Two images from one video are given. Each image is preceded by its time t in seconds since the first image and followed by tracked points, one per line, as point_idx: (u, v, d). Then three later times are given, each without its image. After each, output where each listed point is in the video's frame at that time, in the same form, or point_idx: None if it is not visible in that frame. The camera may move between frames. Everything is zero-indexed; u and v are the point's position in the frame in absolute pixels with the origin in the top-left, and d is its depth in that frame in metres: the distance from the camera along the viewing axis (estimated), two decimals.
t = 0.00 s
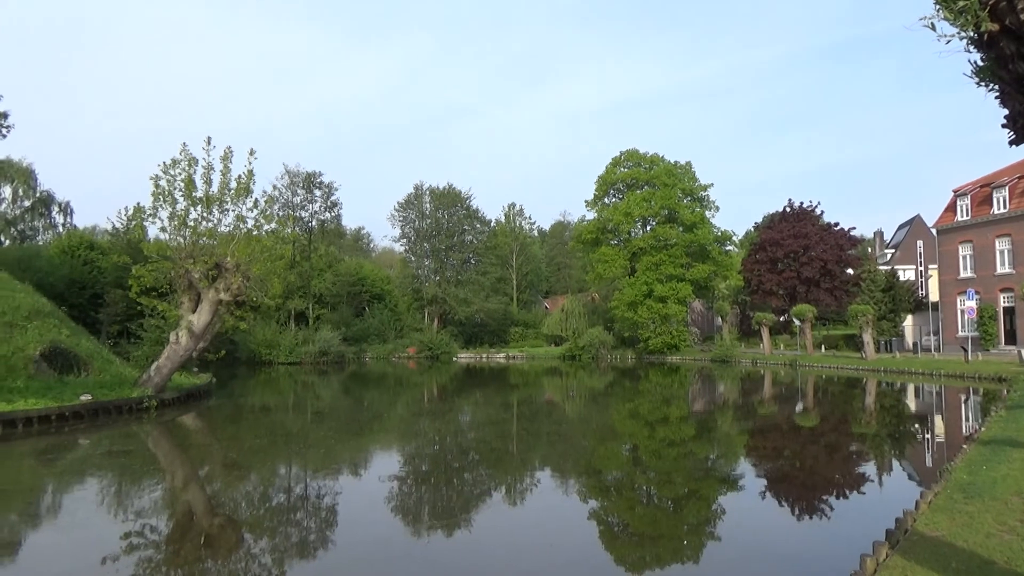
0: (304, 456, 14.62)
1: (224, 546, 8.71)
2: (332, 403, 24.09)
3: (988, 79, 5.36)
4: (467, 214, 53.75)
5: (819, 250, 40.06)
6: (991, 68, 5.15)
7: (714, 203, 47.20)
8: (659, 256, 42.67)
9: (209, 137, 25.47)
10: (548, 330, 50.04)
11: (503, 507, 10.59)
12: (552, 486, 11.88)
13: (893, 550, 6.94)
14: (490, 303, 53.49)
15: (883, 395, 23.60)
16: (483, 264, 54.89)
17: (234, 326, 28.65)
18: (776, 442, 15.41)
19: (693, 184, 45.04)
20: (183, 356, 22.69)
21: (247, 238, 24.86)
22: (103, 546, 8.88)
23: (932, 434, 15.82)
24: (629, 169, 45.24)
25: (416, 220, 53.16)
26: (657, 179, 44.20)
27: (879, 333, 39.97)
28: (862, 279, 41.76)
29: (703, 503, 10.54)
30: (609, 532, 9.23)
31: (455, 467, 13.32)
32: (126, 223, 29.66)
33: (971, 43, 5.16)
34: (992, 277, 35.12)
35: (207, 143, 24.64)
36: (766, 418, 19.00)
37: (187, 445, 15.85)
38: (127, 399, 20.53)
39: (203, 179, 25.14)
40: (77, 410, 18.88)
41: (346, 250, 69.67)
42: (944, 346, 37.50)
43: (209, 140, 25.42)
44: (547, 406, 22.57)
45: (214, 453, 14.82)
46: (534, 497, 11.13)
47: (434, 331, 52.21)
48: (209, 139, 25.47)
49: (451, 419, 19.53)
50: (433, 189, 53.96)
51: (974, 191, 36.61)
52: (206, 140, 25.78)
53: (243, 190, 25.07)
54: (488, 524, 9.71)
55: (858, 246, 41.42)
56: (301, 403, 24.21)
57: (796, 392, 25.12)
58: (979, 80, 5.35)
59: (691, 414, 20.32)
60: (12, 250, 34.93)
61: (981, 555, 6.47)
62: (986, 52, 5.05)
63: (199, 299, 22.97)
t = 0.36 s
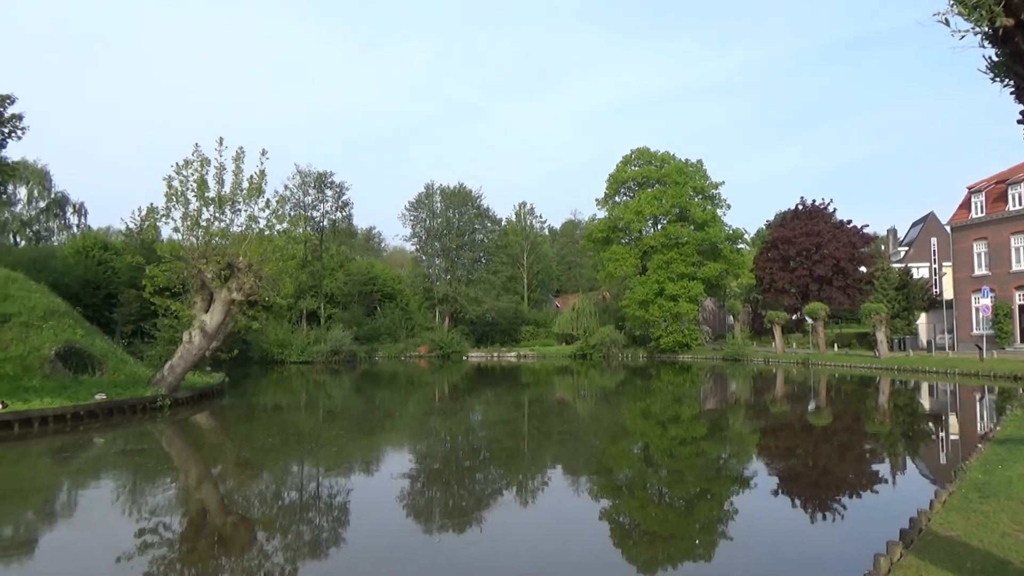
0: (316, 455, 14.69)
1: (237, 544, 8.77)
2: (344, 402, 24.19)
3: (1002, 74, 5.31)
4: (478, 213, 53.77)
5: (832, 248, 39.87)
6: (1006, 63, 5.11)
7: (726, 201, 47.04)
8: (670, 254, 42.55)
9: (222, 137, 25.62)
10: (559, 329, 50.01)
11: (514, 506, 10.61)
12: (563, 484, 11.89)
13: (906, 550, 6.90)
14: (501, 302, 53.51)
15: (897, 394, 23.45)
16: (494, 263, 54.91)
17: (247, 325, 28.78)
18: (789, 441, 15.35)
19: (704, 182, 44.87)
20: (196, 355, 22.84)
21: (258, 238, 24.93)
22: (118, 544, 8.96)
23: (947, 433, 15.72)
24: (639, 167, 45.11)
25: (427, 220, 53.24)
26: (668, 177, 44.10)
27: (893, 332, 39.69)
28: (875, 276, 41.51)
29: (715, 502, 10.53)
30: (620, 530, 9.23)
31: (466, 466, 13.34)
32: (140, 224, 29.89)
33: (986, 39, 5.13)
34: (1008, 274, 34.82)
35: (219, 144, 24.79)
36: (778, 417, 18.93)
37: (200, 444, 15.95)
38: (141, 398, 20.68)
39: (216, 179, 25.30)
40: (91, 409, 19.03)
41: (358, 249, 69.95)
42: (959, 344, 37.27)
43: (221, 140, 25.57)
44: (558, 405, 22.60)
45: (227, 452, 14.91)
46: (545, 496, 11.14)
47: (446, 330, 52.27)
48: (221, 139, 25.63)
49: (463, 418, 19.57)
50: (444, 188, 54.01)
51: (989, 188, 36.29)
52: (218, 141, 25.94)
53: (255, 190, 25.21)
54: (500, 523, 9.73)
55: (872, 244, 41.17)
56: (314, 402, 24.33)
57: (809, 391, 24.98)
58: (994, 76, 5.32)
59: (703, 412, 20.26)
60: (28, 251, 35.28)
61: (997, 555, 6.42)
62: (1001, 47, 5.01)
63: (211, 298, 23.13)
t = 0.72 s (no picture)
0: (327, 453, 14.74)
1: (249, 542, 8.81)
2: (356, 401, 24.27)
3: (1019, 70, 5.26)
4: (488, 211, 53.77)
5: (844, 246, 39.69)
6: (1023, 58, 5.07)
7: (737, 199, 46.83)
8: (681, 252, 42.42)
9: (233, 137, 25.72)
10: (569, 328, 49.96)
11: (525, 505, 10.61)
12: (574, 483, 11.87)
13: (920, 549, 6.86)
14: (512, 300, 53.49)
15: (910, 393, 23.29)
16: (504, 261, 54.89)
17: (259, 324, 28.89)
18: (801, 440, 15.26)
19: (715, 180, 44.66)
20: (209, 354, 22.99)
21: (270, 238, 25.00)
22: (131, 541, 9.02)
23: (961, 433, 15.59)
24: (650, 165, 44.98)
25: (437, 219, 53.24)
26: (678, 175, 43.93)
27: (906, 330, 39.36)
28: (888, 275, 41.27)
29: (726, 501, 10.50)
30: (631, 529, 9.22)
31: (477, 464, 13.35)
32: (152, 224, 30.08)
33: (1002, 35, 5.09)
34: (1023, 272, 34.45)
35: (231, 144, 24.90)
36: (790, 416, 18.84)
37: (212, 442, 16.04)
38: (154, 396, 20.84)
39: (227, 179, 25.41)
40: (105, 408, 19.19)
41: (369, 248, 70.08)
42: (973, 343, 36.95)
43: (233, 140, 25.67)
44: (569, 403, 22.59)
45: (239, 450, 14.99)
46: (556, 495, 11.14)
47: (456, 329, 52.31)
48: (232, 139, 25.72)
49: (473, 417, 19.60)
50: (454, 187, 54.01)
51: (1004, 185, 35.93)
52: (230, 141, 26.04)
53: (267, 189, 25.30)
54: (511, 522, 9.73)
55: (885, 241, 40.91)
56: (325, 400, 24.42)
57: (821, 389, 24.85)
58: (1011, 73, 5.26)
59: (714, 411, 20.19)
60: (42, 251, 35.60)
61: (1014, 556, 6.36)
62: (1018, 42, 4.96)
63: (224, 297, 23.26)
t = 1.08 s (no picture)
0: (338, 451, 14.79)
1: (261, 539, 8.86)
2: (366, 399, 24.33)
3: None
4: (499, 210, 53.77)
5: (856, 245, 39.48)
6: None
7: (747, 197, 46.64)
8: (692, 251, 42.28)
9: (244, 136, 25.86)
10: (579, 327, 49.90)
11: (535, 503, 10.61)
12: (584, 482, 11.87)
13: (933, 550, 6.82)
14: (522, 299, 53.48)
15: (923, 392, 23.16)
16: (514, 260, 54.84)
17: (270, 323, 29.01)
18: (813, 440, 15.18)
19: (726, 178, 44.49)
20: (221, 352, 23.13)
21: (281, 237, 25.09)
22: (144, 538, 9.09)
23: (974, 433, 15.46)
24: (661, 163, 44.88)
25: (447, 217, 53.29)
26: (689, 174, 43.79)
27: (919, 329, 39.02)
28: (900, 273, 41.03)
29: (737, 501, 10.46)
30: (642, 528, 9.21)
31: (487, 463, 13.36)
32: (165, 223, 30.25)
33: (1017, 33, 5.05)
34: None
35: (243, 143, 25.02)
36: (802, 415, 18.76)
37: (224, 440, 16.14)
38: (166, 394, 20.99)
39: (239, 178, 25.52)
40: (118, 406, 19.34)
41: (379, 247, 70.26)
42: (987, 342, 36.65)
43: (244, 139, 25.80)
44: (579, 402, 22.58)
45: (250, 448, 15.07)
46: (566, 494, 11.13)
47: (466, 328, 52.37)
48: (244, 138, 25.85)
49: (484, 415, 19.62)
50: (464, 186, 54.03)
51: (1018, 183, 35.63)
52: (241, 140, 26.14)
53: (278, 188, 25.41)
54: (520, 520, 9.73)
55: (897, 240, 40.68)
56: (336, 399, 24.51)
57: (832, 388, 24.72)
58: None
59: (724, 410, 20.12)
60: (56, 250, 35.89)
61: None
62: None
63: (235, 296, 23.38)
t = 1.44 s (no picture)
0: (349, 449, 14.83)
1: (272, 537, 8.90)
2: (376, 397, 24.41)
3: None
4: (509, 209, 53.71)
5: (868, 244, 39.25)
6: None
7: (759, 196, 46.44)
8: (703, 250, 42.15)
9: (256, 136, 25.98)
10: (589, 326, 49.84)
11: (545, 503, 10.60)
12: (594, 481, 11.87)
13: (946, 552, 6.77)
14: (532, 298, 53.50)
15: (936, 392, 23.03)
16: (525, 259, 54.82)
17: (282, 321, 29.13)
18: (824, 440, 15.11)
19: (737, 177, 44.34)
20: (232, 350, 23.26)
21: (292, 236, 25.18)
22: (157, 535, 9.14)
23: (987, 433, 15.37)
24: (671, 162, 44.80)
25: (457, 216, 53.33)
26: (700, 173, 43.65)
27: (931, 329, 38.63)
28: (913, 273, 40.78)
29: (748, 501, 10.43)
30: (652, 528, 9.19)
31: (497, 462, 13.38)
32: (177, 222, 30.43)
33: None
34: None
35: (254, 143, 25.15)
36: (813, 415, 18.68)
37: (236, 438, 16.20)
38: (179, 392, 21.12)
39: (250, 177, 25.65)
40: (132, 403, 19.50)
41: (390, 246, 70.44)
42: (1001, 342, 36.38)
43: (256, 139, 25.91)
44: (589, 401, 22.55)
45: (262, 446, 15.13)
46: (576, 493, 11.12)
47: (476, 327, 52.40)
48: (255, 137, 25.97)
49: (493, 414, 19.63)
50: (475, 185, 54.06)
51: None
52: (252, 139, 26.25)
53: (289, 188, 25.51)
54: (530, 519, 9.74)
55: (909, 239, 40.47)
56: (346, 397, 24.59)
57: (844, 388, 24.59)
58: None
59: (735, 410, 20.05)
60: (69, 248, 36.18)
61: None
62: None
63: (247, 294, 23.52)
